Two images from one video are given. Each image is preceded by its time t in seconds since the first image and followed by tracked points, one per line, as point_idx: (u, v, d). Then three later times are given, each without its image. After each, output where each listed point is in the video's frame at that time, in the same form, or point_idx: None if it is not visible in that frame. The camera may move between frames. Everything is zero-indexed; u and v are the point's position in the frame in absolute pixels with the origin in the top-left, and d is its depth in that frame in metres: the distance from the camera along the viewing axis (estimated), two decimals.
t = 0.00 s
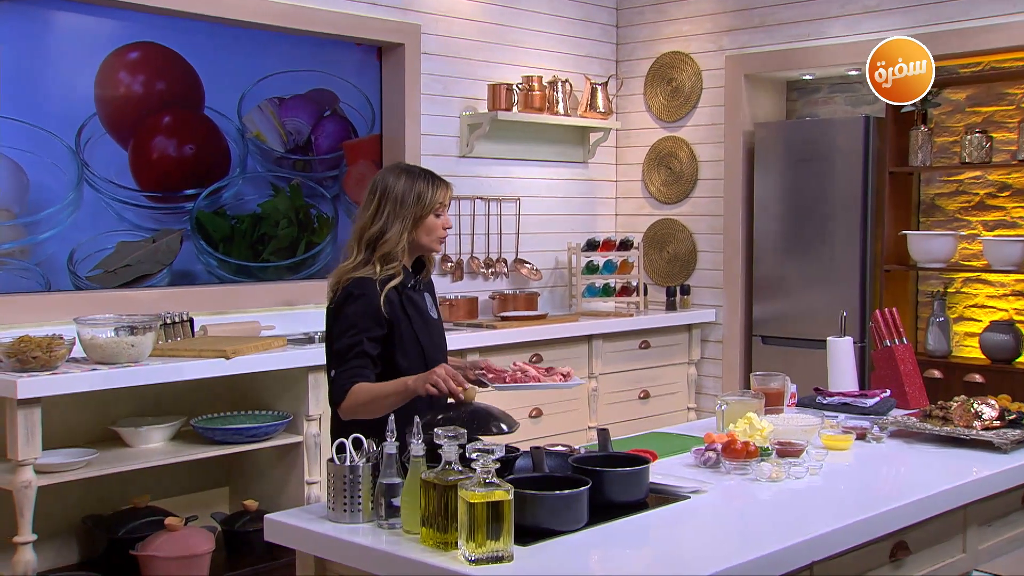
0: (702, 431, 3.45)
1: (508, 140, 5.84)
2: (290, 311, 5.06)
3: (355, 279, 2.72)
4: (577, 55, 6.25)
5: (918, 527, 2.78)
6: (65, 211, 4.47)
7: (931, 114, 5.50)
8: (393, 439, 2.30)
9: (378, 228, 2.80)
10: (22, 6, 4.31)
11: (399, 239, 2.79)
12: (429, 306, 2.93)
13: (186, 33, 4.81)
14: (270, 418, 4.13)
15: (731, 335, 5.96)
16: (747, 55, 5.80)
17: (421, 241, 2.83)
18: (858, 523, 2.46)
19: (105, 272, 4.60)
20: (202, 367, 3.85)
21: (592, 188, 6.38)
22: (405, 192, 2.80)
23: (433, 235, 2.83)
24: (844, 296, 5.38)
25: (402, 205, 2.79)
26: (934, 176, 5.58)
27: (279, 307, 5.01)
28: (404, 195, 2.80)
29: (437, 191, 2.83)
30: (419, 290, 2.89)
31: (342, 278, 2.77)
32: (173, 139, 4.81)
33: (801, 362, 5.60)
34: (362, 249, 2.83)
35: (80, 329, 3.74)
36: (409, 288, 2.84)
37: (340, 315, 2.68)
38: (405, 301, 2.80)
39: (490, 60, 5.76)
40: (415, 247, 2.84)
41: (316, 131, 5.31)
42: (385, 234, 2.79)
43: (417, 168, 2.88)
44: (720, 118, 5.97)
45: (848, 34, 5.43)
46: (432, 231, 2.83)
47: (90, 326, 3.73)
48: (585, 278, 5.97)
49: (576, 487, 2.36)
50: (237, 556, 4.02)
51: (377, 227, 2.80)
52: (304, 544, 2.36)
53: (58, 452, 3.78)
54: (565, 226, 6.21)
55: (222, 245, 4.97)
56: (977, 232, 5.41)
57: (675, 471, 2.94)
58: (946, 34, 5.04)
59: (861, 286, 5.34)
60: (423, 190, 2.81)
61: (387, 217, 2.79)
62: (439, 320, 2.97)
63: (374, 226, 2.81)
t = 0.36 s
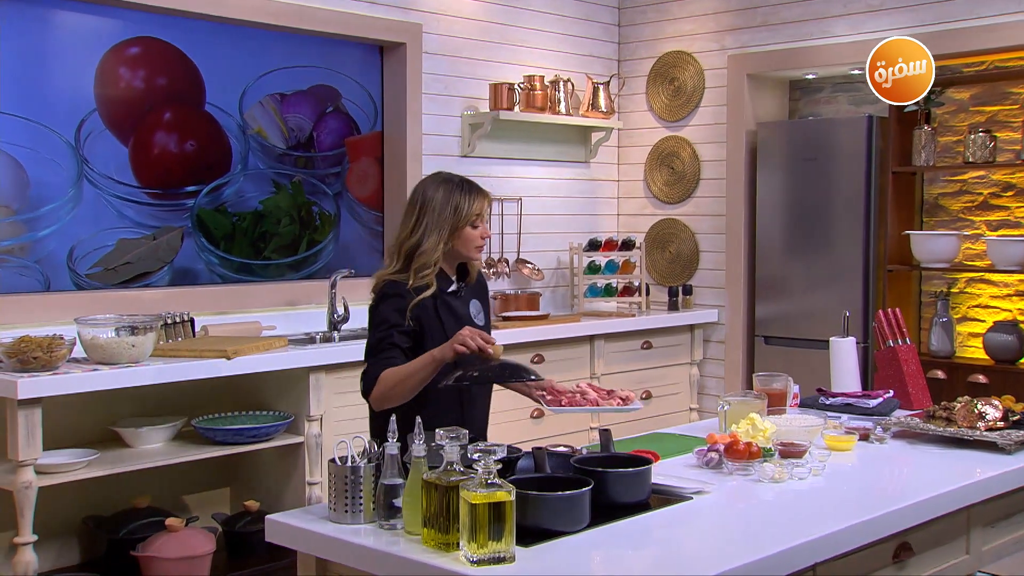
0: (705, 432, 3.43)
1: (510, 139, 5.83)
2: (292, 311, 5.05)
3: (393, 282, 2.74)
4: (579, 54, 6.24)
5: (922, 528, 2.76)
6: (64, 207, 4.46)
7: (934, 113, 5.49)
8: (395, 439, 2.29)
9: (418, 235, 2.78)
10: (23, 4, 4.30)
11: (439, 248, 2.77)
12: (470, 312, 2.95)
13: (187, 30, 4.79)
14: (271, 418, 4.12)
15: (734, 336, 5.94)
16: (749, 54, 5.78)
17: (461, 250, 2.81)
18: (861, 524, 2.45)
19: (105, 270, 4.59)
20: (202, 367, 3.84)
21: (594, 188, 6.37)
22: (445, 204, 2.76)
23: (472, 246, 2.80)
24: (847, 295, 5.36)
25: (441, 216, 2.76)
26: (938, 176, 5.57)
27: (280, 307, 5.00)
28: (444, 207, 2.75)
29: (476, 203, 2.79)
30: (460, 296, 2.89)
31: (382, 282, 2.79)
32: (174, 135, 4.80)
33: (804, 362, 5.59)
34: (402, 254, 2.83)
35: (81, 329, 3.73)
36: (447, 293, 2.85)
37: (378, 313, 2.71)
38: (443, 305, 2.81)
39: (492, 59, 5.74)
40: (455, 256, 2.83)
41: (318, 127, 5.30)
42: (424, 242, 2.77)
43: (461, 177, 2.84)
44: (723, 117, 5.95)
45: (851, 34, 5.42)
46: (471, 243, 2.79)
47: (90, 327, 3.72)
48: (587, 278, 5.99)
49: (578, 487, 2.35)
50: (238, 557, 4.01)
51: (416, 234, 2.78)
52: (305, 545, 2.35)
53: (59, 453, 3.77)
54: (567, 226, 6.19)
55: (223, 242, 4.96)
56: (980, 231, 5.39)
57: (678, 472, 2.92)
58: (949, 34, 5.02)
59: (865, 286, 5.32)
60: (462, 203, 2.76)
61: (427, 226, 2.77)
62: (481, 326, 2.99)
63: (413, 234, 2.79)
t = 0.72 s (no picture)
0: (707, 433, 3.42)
1: (510, 139, 5.82)
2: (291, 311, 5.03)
3: (466, 266, 2.92)
4: (579, 54, 6.22)
5: (924, 529, 2.75)
6: (61, 204, 4.44)
7: (935, 113, 5.47)
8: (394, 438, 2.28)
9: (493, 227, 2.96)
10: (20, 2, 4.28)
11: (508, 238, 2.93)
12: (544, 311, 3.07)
13: (185, 26, 4.78)
14: (271, 419, 4.11)
15: (734, 336, 5.93)
16: (750, 53, 5.77)
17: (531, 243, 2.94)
18: (863, 525, 2.43)
19: (103, 267, 4.57)
20: (201, 367, 3.83)
21: (594, 187, 6.35)
22: (511, 196, 2.91)
23: (539, 238, 2.92)
24: (848, 296, 5.35)
25: (509, 207, 2.91)
26: (939, 176, 5.55)
27: (280, 307, 4.98)
28: (510, 199, 2.90)
29: (544, 196, 2.90)
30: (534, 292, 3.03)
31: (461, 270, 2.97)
32: (173, 131, 4.79)
33: (805, 362, 5.57)
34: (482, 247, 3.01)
35: (79, 329, 3.71)
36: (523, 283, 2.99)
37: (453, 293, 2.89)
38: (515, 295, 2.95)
39: (492, 59, 5.73)
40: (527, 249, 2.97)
41: (318, 124, 5.29)
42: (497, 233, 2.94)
43: (535, 174, 2.97)
44: (724, 117, 5.94)
45: (852, 33, 5.40)
46: (537, 234, 2.91)
47: (89, 327, 3.70)
48: (587, 278, 5.92)
49: (578, 488, 2.33)
50: (238, 558, 4.00)
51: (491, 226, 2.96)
52: (304, 545, 2.33)
53: (59, 453, 3.76)
54: (567, 226, 6.17)
55: (222, 240, 4.95)
56: (982, 231, 5.38)
57: (678, 472, 2.91)
58: (950, 33, 5.01)
59: (866, 285, 5.31)
60: (527, 195, 2.89)
61: (498, 217, 2.94)
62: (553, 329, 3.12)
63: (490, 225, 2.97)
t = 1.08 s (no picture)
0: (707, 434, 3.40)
1: (510, 139, 5.80)
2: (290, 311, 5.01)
3: (510, 264, 2.95)
4: (578, 53, 6.20)
5: (924, 530, 2.73)
6: (58, 202, 4.42)
7: (937, 112, 5.46)
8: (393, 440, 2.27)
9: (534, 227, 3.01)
10: None
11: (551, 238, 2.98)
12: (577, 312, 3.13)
13: (183, 23, 4.76)
14: (270, 419, 4.10)
15: (735, 336, 5.92)
16: (750, 53, 5.75)
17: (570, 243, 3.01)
18: (864, 526, 2.42)
19: (100, 266, 4.56)
20: (200, 367, 3.81)
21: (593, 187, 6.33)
22: (554, 197, 2.96)
23: (579, 238, 2.98)
24: (849, 295, 5.34)
25: (552, 208, 2.97)
26: (941, 175, 5.53)
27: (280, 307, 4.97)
28: (554, 199, 2.96)
29: (587, 198, 2.97)
30: (571, 292, 3.08)
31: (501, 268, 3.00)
32: (171, 128, 4.78)
33: (806, 363, 5.56)
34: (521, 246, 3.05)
35: (78, 330, 3.70)
36: (563, 283, 3.05)
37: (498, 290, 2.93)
38: (556, 294, 3.01)
39: (492, 58, 5.71)
40: (567, 249, 3.02)
41: (317, 121, 5.28)
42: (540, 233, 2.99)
43: (575, 176, 3.04)
44: (724, 117, 5.92)
45: (854, 32, 5.38)
46: (580, 235, 2.98)
47: (87, 327, 3.69)
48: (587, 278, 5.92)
49: (578, 489, 2.32)
50: (236, 559, 3.98)
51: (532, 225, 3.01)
52: (303, 547, 2.32)
53: (57, 454, 3.75)
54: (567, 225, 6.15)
55: (221, 238, 4.93)
56: (983, 232, 5.37)
57: (677, 473, 2.90)
58: (951, 33, 5.00)
59: (867, 285, 5.29)
60: (572, 195, 2.95)
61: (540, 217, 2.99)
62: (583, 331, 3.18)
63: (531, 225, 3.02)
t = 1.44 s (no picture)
0: (708, 434, 3.39)
1: (509, 138, 5.79)
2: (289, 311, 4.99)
3: (527, 262, 2.95)
4: (577, 52, 6.18)
5: (926, 531, 2.72)
6: (54, 200, 4.41)
7: (938, 112, 5.45)
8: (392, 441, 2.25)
9: (555, 226, 3.00)
10: None
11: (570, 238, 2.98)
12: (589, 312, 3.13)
13: (180, 20, 4.75)
14: (268, 420, 4.08)
15: (735, 337, 5.90)
16: (751, 52, 5.74)
17: (589, 246, 3.01)
18: (865, 527, 2.40)
19: (97, 265, 4.54)
20: (198, 367, 3.80)
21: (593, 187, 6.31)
22: (578, 199, 2.95)
23: (598, 243, 2.99)
24: (850, 295, 5.32)
25: (574, 210, 2.96)
26: (942, 175, 5.52)
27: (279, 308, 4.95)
28: (578, 201, 2.95)
29: (609, 203, 2.97)
30: (586, 292, 3.08)
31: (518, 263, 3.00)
32: (168, 126, 4.76)
33: (806, 363, 5.54)
34: (539, 243, 3.04)
35: (75, 330, 3.68)
36: (577, 285, 3.05)
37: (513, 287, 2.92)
38: (571, 295, 3.01)
39: (491, 57, 5.70)
40: (585, 251, 3.02)
41: (316, 119, 5.26)
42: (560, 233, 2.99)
43: (599, 178, 3.03)
44: (725, 116, 5.91)
45: (854, 31, 5.37)
46: (599, 239, 2.99)
47: (84, 328, 3.67)
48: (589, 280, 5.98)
49: (578, 490, 2.30)
50: (234, 561, 3.96)
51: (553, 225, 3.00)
52: (301, 548, 2.30)
53: (54, 455, 3.73)
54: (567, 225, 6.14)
55: (219, 237, 4.92)
56: (985, 231, 5.36)
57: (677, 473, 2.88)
58: (953, 32, 4.98)
59: (868, 285, 5.28)
60: (596, 198, 2.95)
61: (562, 218, 2.99)
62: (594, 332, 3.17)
63: (552, 224, 3.01)
